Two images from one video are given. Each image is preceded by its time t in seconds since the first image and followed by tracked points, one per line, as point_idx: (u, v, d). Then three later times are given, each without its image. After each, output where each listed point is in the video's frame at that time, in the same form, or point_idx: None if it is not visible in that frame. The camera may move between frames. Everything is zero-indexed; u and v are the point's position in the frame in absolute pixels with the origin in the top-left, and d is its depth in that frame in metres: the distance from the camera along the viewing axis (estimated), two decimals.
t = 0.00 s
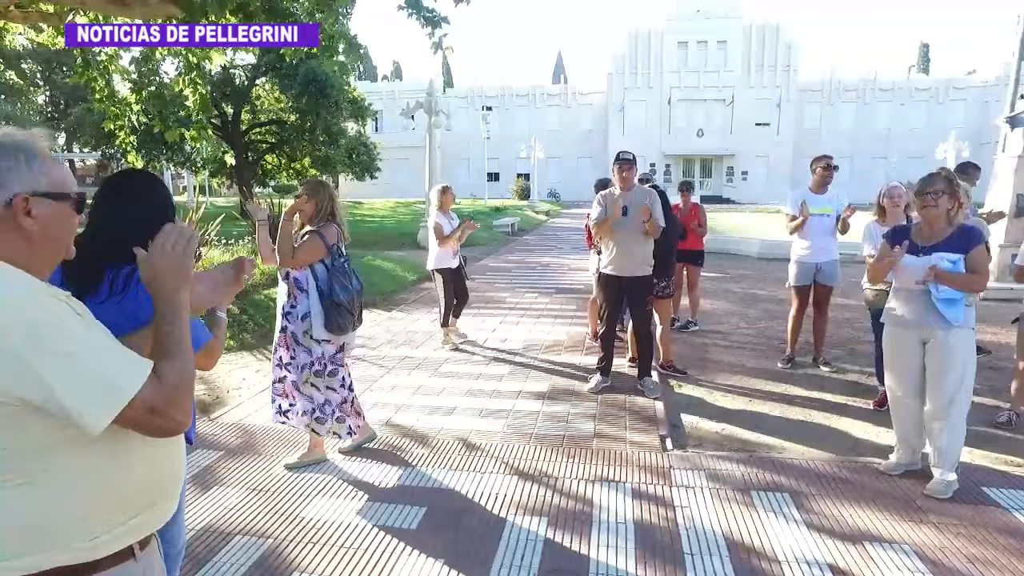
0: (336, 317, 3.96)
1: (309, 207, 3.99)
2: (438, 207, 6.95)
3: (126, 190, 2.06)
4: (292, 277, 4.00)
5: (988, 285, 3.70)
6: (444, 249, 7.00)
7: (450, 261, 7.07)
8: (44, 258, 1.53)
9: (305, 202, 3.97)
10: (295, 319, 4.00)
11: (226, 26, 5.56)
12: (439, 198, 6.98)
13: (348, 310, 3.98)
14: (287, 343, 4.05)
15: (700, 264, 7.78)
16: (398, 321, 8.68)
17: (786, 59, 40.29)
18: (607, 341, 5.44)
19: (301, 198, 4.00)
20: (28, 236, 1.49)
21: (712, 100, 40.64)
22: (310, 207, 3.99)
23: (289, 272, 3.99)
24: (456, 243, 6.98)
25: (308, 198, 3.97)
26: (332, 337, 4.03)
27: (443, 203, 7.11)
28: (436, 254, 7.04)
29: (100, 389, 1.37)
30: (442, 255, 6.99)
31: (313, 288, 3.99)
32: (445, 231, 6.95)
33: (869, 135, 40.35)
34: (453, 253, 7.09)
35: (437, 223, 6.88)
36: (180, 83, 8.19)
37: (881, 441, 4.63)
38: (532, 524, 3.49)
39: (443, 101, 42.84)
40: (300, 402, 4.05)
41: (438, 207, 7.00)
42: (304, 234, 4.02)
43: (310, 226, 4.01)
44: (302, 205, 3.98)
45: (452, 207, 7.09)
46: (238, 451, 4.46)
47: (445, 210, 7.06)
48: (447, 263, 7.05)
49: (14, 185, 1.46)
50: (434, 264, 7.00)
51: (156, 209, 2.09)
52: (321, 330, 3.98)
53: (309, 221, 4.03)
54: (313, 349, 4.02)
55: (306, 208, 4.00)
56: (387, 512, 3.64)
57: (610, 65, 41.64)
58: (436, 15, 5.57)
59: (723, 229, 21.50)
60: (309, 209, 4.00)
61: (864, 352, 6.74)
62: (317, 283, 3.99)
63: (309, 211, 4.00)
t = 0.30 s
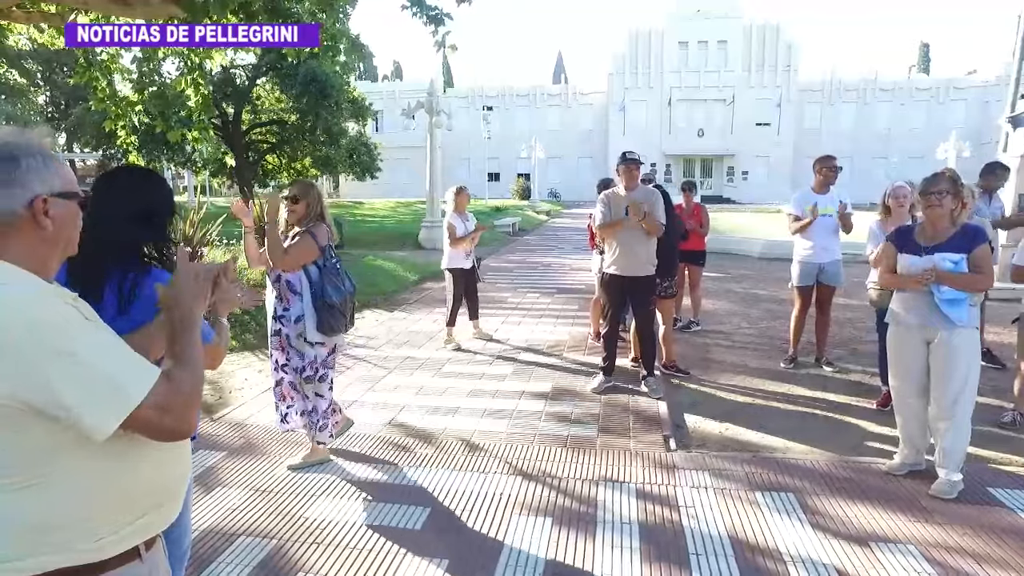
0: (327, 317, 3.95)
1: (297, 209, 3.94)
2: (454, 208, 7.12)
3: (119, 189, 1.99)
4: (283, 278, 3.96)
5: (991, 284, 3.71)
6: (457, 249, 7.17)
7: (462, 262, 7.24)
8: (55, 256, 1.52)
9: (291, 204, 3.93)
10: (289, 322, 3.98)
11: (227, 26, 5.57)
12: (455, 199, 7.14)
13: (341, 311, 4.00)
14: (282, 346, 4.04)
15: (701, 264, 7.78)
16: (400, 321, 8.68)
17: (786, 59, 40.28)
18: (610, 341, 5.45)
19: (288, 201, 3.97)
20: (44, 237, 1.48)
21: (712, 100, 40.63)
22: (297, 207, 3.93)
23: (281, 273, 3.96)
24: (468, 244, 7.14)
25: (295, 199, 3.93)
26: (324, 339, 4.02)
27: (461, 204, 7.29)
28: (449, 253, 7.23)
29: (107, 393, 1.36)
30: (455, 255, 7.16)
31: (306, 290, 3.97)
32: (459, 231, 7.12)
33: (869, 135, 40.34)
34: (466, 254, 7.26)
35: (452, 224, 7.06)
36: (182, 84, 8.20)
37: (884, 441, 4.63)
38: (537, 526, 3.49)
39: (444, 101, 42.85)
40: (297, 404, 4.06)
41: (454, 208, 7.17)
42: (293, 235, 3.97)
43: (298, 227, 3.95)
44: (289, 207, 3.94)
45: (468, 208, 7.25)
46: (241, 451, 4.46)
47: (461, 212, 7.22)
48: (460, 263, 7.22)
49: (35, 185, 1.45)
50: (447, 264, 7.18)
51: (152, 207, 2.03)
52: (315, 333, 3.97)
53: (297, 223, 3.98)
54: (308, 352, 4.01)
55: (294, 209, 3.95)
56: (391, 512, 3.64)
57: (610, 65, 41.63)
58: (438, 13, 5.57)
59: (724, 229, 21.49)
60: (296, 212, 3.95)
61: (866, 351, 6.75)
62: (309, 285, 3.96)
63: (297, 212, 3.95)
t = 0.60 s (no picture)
0: (322, 316, 3.96)
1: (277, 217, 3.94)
2: (466, 205, 7.17)
3: (88, 183, 2.01)
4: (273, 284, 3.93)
5: (989, 284, 3.70)
6: (464, 246, 7.22)
7: (468, 259, 7.28)
8: (33, 253, 1.51)
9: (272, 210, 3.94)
10: (279, 324, 3.96)
11: (227, 26, 5.56)
12: (468, 196, 7.19)
13: (332, 310, 3.98)
14: (272, 349, 4.02)
15: (701, 264, 7.77)
16: (399, 321, 8.67)
17: (786, 59, 40.26)
18: (608, 341, 5.43)
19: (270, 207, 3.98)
20: (19, 234, 1.47)
21: (712, 100, 40.61)
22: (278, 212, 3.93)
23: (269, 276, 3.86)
24: (475, 242, 7.19)
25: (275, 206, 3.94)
26: (314, 339, 4.02)
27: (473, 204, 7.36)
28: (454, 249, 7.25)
29: (87, 394, 1.37)
30: (461, 252, 7.21)
31: (295, 291, 3.97)
32: (467, 229, 7.17)
33: (869, 135, 40.30)
34: (473, 252, 7.30)
35: (460, 220, 7.12)
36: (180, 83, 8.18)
37: (883, 442, 4.61)
38: (529, 526, 3.49)
39: (444, 101, 42.84)
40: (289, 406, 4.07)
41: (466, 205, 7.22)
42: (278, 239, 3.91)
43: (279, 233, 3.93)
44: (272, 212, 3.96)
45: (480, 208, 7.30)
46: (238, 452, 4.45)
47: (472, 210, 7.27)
48: (466, 261, 7.26)
49: (8, 182, 1.44)
50: (452, 259, 7.22)
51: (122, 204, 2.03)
52: (307, 333, 3.97)
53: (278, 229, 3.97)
54: (299, 354, 4.01)
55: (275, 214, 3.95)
56: (387, 513, 3.63)
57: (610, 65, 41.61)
58: (436, 13, 5.56)
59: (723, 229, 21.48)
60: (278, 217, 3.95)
61: (864, 351, 6.74)
62: (297, 287, 3.95)
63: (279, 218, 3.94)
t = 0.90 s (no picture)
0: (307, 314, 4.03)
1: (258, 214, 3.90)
2: (461, 205, 7.14)
3: (71, 180, 2.02)
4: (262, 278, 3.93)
5: (984, 282, 3.70)
6: (457, 245, 7.31)
7: (462, 258, 7.34)
8: (21, 252, 1.51)
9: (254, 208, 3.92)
10: (264, 320, 3.96)
11: (227, 26, 5.54)
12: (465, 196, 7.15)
13: (317, 304, 4.06)
14: (255, 343, 4.00)
15: (701, 264, 7.77)
16: (397, 321, 8.66)
17: (786, 59, 40.25)
18: (604, 341, 5.41)
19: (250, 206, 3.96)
20: (6, 232, 1.46)
21: (712, 100, 40.60)
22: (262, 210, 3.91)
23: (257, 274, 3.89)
24: (466, 241, 7.25)
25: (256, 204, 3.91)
26: (301, 334, 4.06)
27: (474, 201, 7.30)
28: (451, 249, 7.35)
29: (61, 392, 1.37)
30: (454, 251, 7.30)
31: (282, 287, 4.01)
32: (459, 228, 7.21)
33: (869, 134, 40.29)
34: (468, 250, 7.37)
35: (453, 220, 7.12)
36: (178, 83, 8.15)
37: (880, 442, 4.60)
38: (520, 524, 3.49)
39: (443, 101, 42.84)
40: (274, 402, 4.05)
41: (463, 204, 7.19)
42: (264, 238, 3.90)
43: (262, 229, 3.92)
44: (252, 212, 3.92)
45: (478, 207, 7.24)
46: (233, 452, 4.44)
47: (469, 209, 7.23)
48: (460, 259, 7.34)
49: None
50: (447, 258, 7.35)
51: (103, 203, 2.05)
52: (293, 328, 4.01)
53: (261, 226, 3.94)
54: (283, 348, 4.01)
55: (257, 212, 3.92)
56: (379, 513, 3.63)
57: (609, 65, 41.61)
58: (431, 14, 5.56)
59: (723, 229, 21.47)
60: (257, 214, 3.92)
61: (862, 351, 6.73)
62: (286, 286, 3.99)
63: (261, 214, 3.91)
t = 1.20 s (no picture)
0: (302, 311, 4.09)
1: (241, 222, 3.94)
2: (444, 206, 7.28)
3: (56, 179, 2.04)
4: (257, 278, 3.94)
5: (981, 281, 3.69)
6: (444, 246, 7.36)
7: (448, 258, 7.38)
8: (9, 250, 1.53)
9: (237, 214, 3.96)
10: (265, 317, 3.98)
11: (227, 26, 5.51)
12: (448, 197, 7.33)
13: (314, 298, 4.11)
14: (253, 341, 4.01)
15: (700, 265, 7.77)
16: (395, 321, 8.65)
17: (786, 58, 40.24)
18: (601, 341, 5.41)
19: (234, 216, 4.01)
20: None
21: (712, 99, 40.60)
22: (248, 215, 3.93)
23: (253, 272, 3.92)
24: (451, 242, 7.27)
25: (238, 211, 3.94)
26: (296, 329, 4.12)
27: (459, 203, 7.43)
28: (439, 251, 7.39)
29: (54, 389, 1.38)
30: (440, 252, 7.35)
31: (279, 285, 4.06)
32: (444, 229, 7.24)
33: (869, 134, 40.28)
34: (455, 250, 7.40)
35: (436, 222, 7.17)
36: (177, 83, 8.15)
37: (876, 441, 4.60)
38: (517, 524, 3.49)
39: (443, 101, 42.84)
40: (267, 399, 4.05)
41: (447, 206, 7.35)
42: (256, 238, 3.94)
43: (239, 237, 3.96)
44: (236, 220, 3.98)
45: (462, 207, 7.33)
46: (229, 451, 4.44)
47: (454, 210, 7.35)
48: (447, 259, 7.38)
49: None
50: (434, 259, 7.41)
51: (86, 200, 2.07)
52: (292, 323, 4.07)
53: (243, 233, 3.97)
54: (281, 343, 4.03)
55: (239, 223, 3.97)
56: (376, 512, 3.63)
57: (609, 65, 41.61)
58: (421, 13, 5.55)
59: (722, 229, 21.47)
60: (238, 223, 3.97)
61: (860, 351, 6.73)
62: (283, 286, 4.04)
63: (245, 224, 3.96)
